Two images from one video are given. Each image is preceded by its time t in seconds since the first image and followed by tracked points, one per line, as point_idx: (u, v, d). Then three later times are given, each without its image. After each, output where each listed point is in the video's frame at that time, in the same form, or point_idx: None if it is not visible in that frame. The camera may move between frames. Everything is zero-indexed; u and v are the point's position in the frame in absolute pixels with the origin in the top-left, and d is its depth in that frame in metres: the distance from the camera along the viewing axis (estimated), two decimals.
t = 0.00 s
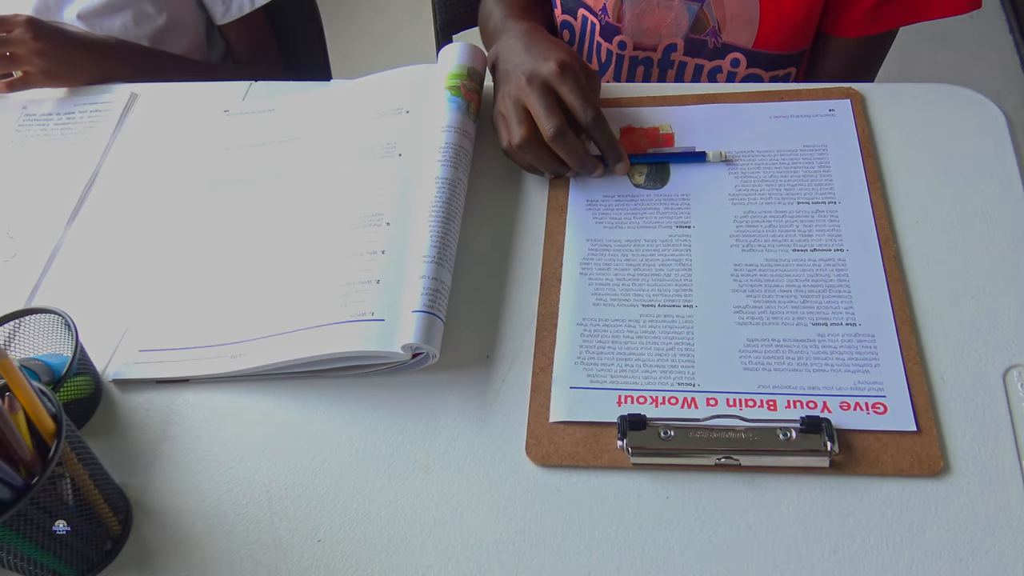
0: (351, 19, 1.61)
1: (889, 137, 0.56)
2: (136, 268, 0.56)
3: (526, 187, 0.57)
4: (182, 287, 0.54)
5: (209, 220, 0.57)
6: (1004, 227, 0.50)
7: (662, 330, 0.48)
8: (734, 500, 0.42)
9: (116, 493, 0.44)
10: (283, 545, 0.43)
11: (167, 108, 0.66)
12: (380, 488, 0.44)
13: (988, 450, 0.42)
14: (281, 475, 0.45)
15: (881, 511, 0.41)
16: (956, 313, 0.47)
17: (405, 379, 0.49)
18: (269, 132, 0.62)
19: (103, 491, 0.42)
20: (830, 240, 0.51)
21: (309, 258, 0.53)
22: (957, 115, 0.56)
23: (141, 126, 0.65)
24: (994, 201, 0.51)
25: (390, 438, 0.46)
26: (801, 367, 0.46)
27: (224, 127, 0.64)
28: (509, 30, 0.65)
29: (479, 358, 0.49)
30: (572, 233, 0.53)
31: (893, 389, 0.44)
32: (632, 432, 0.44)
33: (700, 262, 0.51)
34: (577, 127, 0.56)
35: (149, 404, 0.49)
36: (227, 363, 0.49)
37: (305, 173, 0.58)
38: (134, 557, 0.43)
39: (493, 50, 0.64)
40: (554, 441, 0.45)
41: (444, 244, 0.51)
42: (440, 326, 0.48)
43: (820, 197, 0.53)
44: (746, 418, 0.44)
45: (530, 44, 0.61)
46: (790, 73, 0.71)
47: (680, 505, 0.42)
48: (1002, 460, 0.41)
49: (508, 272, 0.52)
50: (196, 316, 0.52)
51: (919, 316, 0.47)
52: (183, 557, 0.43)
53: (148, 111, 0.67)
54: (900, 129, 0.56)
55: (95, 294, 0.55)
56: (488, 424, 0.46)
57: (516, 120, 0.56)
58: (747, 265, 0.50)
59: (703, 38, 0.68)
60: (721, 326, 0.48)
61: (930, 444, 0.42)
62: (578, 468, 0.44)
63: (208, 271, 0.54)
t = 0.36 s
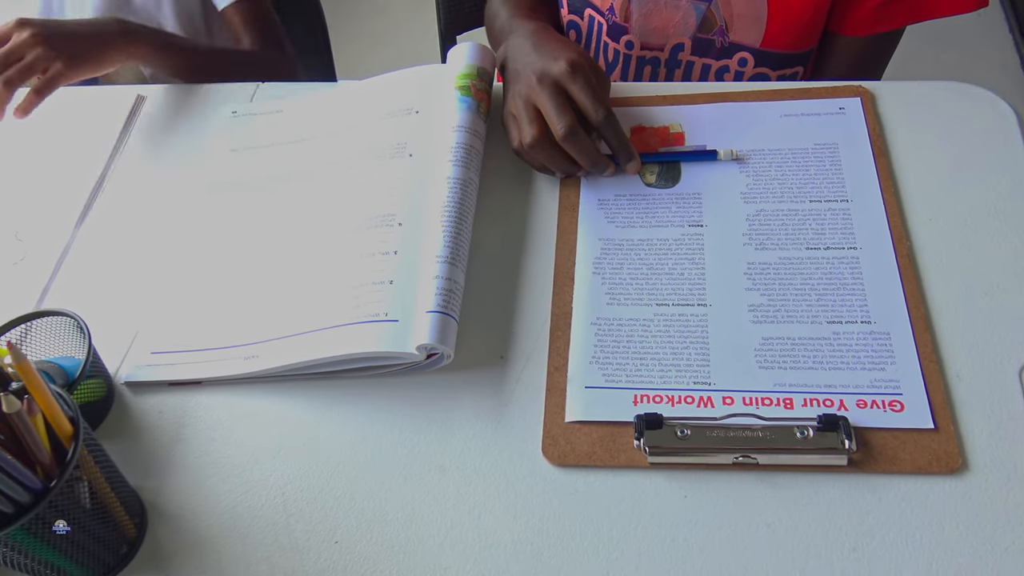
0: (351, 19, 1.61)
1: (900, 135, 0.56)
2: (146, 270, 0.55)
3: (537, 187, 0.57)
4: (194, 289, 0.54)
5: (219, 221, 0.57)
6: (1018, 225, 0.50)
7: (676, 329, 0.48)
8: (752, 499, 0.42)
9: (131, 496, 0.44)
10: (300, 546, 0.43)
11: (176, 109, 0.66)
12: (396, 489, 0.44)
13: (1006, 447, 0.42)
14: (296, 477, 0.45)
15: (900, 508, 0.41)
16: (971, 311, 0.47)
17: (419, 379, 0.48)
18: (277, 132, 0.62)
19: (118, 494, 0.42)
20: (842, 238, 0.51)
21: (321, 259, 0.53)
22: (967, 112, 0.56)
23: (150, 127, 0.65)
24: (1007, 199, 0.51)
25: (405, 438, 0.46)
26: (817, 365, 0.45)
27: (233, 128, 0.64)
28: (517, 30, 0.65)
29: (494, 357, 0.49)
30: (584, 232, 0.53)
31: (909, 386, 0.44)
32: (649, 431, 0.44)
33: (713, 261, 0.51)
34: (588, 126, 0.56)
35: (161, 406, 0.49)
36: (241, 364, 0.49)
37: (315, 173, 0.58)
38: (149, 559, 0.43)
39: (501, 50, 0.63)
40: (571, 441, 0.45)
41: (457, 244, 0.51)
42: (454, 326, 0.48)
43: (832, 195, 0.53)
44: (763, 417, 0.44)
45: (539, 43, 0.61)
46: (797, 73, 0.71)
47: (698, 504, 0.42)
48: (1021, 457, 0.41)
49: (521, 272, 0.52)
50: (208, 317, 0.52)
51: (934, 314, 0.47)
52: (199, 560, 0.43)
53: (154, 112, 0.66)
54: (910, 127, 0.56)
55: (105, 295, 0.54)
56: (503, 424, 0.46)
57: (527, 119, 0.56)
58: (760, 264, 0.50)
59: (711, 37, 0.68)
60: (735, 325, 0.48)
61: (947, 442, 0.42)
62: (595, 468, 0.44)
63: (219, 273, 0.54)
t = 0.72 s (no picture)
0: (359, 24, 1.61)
1: (918, 143, 0.56)
2: (165, 276, 0.55)
3: (555, 194, 0.57)
4: (213, 296, 0.54)
5: (237, 228, 0.57)
6: None
7: (698, 337, 0.48)
8: (777, 507, 0.42)
9: (155, 504, 0.43)
10: (323, 554, 0.43)
11: (191, 115, 0.66)
12: (419, 496, 0.44)
13: None
14: (319, 485, 0.45)
15: (925, 516, 0.40)
16: (992, 319, 0.47)
17: (440, 386, 0.48)
18: (294, 139, 0.62)
19: (142, 502, 0.42)
20: (862, 245, 0.51)
21: (341, 266, 0.53)
22: (984, 120, 0.56)
23: (165, 132, 0.65)
24: None
25: (428, 446, 0.46)
26: (840, 373, 0.45)
27: (250, 134, 0.64)
28: (533, 36, 0.65)
29: (515, 364, 0.49)
30: (604, 239, 0.53)
31: (932, 394, 0.44)
32: (673, 440, 0.44)
33: (734, 268, 0.51)
34: (606, 132, 0.56)
35: (182, 413, 0.49)
36: (261, 371, 0.49)
37: (333, 180, 0.58)
38: (172, 567, 0.43)
39: (518, 56, 0.64)
40: (594, 448, 0.44)
41: (477, 251, 0.51)
42: (475, 333, 0.48)
43: (851, 202, 0.53)
44: (787, 425, 0.44)
45: (556, 50, 0.61)
46: (811, 79, 0.71)
47: (723, 512, 0.42)
48: None
49: (541, 279, 0.52)
50: (228, 325, 0.52)
51: (956, 322, 0.47)
52: (222, 568, 0.43)
53: (168, 118, 0.66)
54: (928, 135, 0.56)
55: (124, 302, 0.54)
56: (526, 432, 0.46)
57: (545, 126, 0.56)
58: (780, 271, 0.50)
59: (725, 44, 0.68)
60: (757, 333, 0.48)
61: (972, 450, 0.42)
62: (618, 476, 0.44)
63: (238, 280, 0.54)
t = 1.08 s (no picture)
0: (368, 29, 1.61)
1: (945, 152, 0.55)
2: (187, 286, 0.55)
3: (579, 203, 0.56)
4: (236, 304, 0.53)
5: (261, 237, 0.57)
6: None
7: (726, 347, 0.48)
8: (809, 521, 0.41)
9: (181, 514, 0.43)
10: (351, 566, 0.42)
11: (213, 127, 0.66)
12: (447, 508, 0.44)
13: None
14: (345, 495, 0.45)
15: (960, 531, 0.40)
16: None
17: (466, 397, 0.48)
18: (316, 147, 0.62)
19: (170, 513, 0.42)
20: (891, 256, 0.50)
21: (365, 275, 0.52)
22: (1011, 129, 0.56)
23: (187, 143, 0.65)
24: None
25: (454, 457, 0.46)
26: (871, 386, 0.45)
27: (271, 141, 0.64)
28: (555, 44, 0.65)
29: (541, 375, 0.48)
30: (629, 248, 0.53)
31: (965, 408, 0.44)
32: (703, 452, 0.44)
33: (761, 278, 0.50)
34: (630, 141, 0.56)
35: (206, 422, 0.49)
36: (286, 380, 0.49)
37: (356, 189, 0.58)
38: None
39: (540, 64, 0.63)
40: (623, 461, 0.44)
41: (503, 260, 0.50)
42: (502, 343, 0.47)
43: (878, 213, 0.52)
44: (818, 437, 0.43)
45: (579, 58, 0.61)
46: (832, 87, 0.71)
47: (754, 526, 0.41)
48: None
49: (566, 288, 0.52)
50: (251, 333, 0.52)
51: (987, 334, 0.46)
52: None
53: (187, 127, 0.67)
54: (954, 144, 0.56)
55: (147, 309, 0.54)
56: (553, 443, 0.46)
57: (570, 135, 0.56)
58: (808, 281, 0.50)
59: (746, 51, 0.67)
60: (785, 343, 0.47)
61: (1007, 464, 0.42)
62: (648, 488, 0.43)
63: (261, 289, 0.54)
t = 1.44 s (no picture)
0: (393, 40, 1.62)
1: (989, 169, 0.54)
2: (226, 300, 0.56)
3: (617, 216, 0.56)
4: (274, 317, 0.53)
5: (298, 250, 0.57)
6: None
7: (769, 365, 0.47)
8: (857, 544, 0.41)
9: (220, 528, 0.43)
10: None
11: (251, 148, 0.67)
12: (487, 526, 0.43)
13: None
14: (383, 510, 0.44)
15: (1012, 557, 0.39)
16: None
17: (505, 412, 0.48)
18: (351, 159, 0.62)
19: (210, 527, 0.41)
20: (936, 274, 0.49)
21: (402, 289, 0.52)
22: None
23: (223, 164, 0.66)
24: None
25: (494, 473, 0.45)
26: (918, 407, 0.44)
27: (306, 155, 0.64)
28: (590, 55, 0.65)
29: (581, 391, 0.48)
30: (668, 263, 0.52)
31: (1015, 430, 0.43)
32: (748, 472, 0.43)
33: (803, 295, 0.49)
34: (670, 154, 0.55)
35: (243, 434, 0.48)
36: (323, 393, 0.48)
37: (392, 201, 0.58)
38: None
39: (576, 75, 0.63)
40: (666, 480, 0.44)
41: (543, 274, 0.50)
42: (542, 359, 0.47)
43: (922, 230, 0.51)
44: (865, 459, 0.43)
45: (617, 69, 0.60)
46: (868, 99, 0.70)
47: (801, 549, 0.41)
48: None
49: (605, 303, 0.51)
50: (289, 345, 0.52)
51: None
52: None
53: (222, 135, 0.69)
54: (999, 161, 0.55)
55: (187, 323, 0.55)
56: (594, 461, 0.45)
57: (609, 147, 0.55)
58: (852, 299, 0.49)
59: (782, 63, 0.67)
60: (830, 362, 0.47)
61: None
62: (691, 508, 0.43)
63: (299, 302, 0.54)
